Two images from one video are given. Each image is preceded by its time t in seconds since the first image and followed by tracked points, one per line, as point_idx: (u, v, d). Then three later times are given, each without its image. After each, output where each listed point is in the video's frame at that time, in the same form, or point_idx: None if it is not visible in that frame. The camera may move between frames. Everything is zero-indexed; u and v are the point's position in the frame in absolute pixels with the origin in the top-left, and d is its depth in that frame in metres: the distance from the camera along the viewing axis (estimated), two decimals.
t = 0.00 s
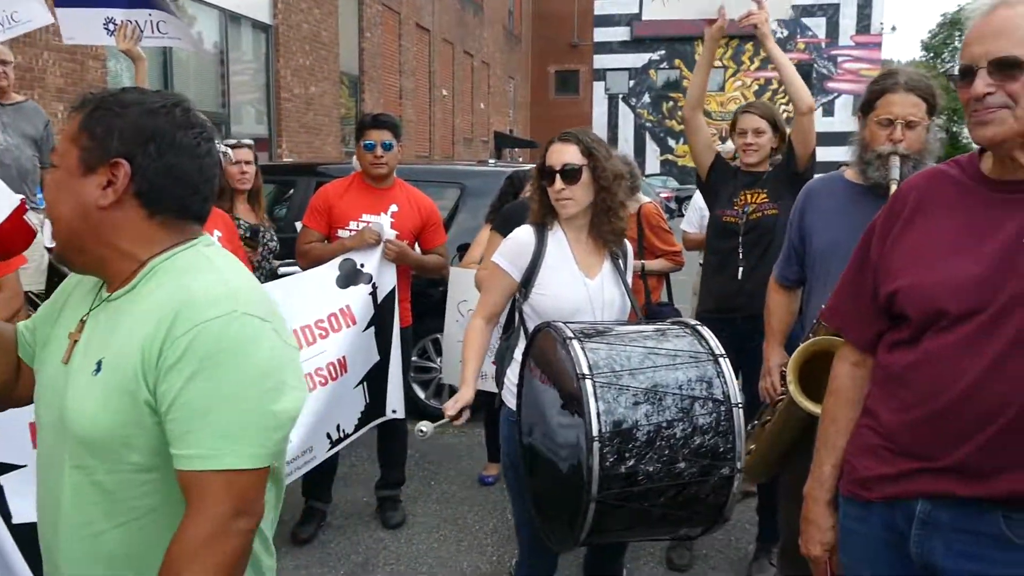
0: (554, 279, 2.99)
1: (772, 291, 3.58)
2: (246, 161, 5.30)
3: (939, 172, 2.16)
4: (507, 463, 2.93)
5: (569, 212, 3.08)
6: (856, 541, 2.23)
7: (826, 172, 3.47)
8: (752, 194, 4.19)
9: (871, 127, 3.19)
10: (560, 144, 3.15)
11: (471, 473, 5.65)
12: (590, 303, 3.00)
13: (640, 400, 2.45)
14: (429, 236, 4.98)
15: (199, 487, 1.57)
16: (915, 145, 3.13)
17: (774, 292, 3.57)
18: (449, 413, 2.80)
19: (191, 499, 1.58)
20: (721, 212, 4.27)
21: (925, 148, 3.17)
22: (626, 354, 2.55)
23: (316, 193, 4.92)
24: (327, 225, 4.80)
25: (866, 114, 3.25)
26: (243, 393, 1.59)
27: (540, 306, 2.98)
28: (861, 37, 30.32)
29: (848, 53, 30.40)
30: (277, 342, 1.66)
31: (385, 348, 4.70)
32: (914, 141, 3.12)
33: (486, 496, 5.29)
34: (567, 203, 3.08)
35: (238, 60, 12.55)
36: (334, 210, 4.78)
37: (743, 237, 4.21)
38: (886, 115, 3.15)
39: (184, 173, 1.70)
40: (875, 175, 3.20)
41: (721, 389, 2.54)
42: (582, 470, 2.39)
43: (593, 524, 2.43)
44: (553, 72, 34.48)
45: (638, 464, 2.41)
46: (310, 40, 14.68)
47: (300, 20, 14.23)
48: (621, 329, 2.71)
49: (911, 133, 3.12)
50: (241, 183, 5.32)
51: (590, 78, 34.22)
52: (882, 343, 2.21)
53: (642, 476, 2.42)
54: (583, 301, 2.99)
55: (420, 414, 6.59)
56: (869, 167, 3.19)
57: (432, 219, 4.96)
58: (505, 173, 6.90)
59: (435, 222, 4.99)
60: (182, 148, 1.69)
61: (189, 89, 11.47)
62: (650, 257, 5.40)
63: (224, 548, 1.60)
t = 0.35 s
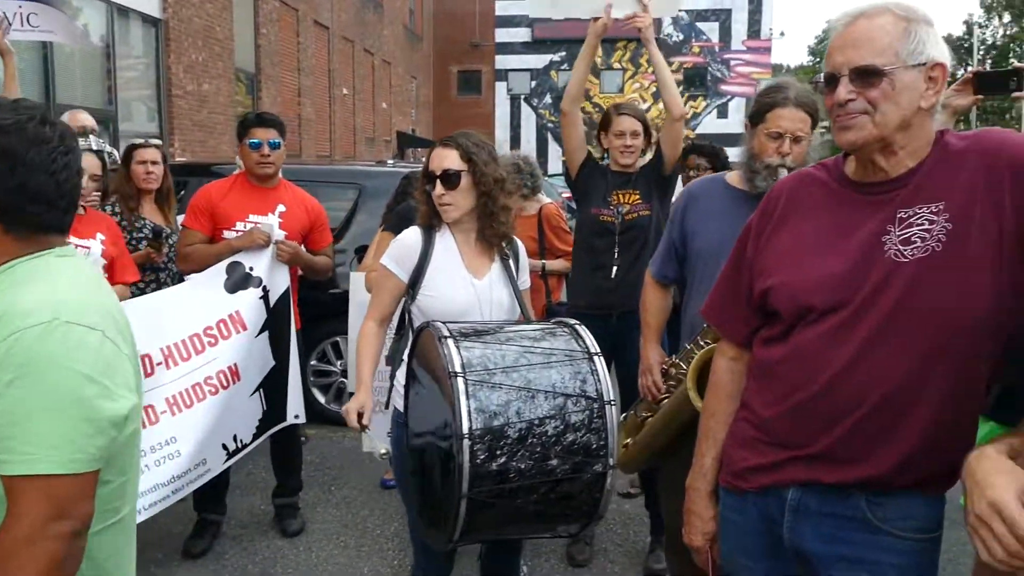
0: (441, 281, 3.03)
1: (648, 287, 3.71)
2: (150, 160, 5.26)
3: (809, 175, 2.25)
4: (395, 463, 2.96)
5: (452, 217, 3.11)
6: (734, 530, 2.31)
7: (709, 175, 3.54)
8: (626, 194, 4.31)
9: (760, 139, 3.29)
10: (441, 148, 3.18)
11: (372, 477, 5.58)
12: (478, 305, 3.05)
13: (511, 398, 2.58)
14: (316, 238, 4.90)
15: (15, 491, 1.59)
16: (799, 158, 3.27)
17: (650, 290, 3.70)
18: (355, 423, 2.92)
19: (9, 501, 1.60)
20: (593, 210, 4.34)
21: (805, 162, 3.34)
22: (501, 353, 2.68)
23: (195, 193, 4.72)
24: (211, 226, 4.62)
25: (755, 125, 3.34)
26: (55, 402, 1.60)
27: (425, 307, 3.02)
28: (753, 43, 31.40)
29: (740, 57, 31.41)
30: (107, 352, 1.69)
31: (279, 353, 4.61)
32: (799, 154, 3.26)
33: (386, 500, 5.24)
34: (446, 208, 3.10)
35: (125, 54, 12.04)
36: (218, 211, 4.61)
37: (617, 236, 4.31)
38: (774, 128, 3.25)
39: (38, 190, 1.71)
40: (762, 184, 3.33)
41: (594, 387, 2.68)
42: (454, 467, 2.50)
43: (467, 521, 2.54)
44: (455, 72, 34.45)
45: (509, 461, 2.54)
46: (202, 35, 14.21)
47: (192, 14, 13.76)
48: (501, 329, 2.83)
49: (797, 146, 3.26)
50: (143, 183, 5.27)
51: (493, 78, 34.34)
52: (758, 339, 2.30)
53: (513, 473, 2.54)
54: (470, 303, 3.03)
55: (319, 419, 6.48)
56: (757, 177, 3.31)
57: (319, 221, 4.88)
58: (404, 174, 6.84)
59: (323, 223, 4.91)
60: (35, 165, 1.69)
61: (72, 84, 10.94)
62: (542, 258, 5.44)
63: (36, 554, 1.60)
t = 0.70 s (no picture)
0: (362, 295, 3.03)
1: (550, 301, 3.78)
2: (70, 175, 5.08)
3: (720, 192, 2.32)
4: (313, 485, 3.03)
5: (370, 232, 3.09)
6: (653, 539, 2.35)
7: (610, 190, 3.63)
8: (551, 210, 4.35)
9: (658, 156, 3.38)
10: (365, 162, 3.17)
11: (297, 496, 5.49)
12: (398, 320, 3.05)
13: (412, 418, 2.67)
14: (229, 253, 4.85)
15: None
16: (695, 175, 3.38)
17: (554, 302, 3.78)
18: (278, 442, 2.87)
19: None
20: (512, 217, 4.35)
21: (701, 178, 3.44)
22: (406, 374, 2.76)
23: (105, 207, 4.52)
24: (122, 245, 4.44)
25: (652, 143, 3.44)
26: None
27: (344, 321, 3.02)
28: (676, 59, 32.08)
29: (664, 73, 32.06)
30: None
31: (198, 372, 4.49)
32: (696, 171, 3.37)
33: (312, 519, 5.15)
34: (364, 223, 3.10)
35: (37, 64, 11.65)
36: (130, 228, 4.45)
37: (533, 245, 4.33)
38: (671, 147, 3.36)
39: None
40: (662, 202, 3.41)
41: (500, 407, 2.77)
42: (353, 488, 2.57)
43: (368, 541, 2.61)
44: (383, 84, 34.27)
45: (409, 482, 2.61)
46: (120, 45, 13.82)
47: (108, 23, 13.39)
48: (411, 349, 2.90)
49: (694, 164, 3.36)
50: (63, 200, 5.10)
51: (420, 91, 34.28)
52: (674, 352, 2.34)
53: (414, 494, 2.62)
54: (390, 317, 3.04)
55: (244, 437, 6.35)
56: (656, 194, 3.40)
57: (232, 236, 4.83)
58: (329, 188, 6.76)
59: (236, 239, 4.87)
60: None
61: None
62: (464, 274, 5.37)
63: None
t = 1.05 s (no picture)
0: (315, 312, 3.17)
1: (513, 318, 3.80)
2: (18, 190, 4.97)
3: (675, 207, 2.35)
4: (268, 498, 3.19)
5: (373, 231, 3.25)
6: (611, 551, 2.36)
7: (557, 207, 3.67)
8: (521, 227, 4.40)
9: (596, 164, 3.47)
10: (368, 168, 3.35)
11: (253, 515, 5.40)
12: (349, 340, 3.21)
13: (354, 448, 2.77)
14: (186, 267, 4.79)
15: None
16: (634, 181, 3.44)
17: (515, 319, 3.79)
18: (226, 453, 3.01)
19: None
20: (478, 229, 4.35)
21: (641, 186, 3.50)
22: (352, 401, 2.85)
23: (55, 224, 4.48)
24: (75, 260, 4.41)
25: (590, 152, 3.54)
26: None
27: (295, 337, 3.17)
28: (633, 74, 32.38)
29: (621, 88, 32.35)
30: None
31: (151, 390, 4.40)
32: (635, 177, 3.44)
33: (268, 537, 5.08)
34: (371, 218, 3.23)
35: None
36: (84, 243, 4.42)
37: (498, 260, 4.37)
38: (608, 153, 3.46)
39: None
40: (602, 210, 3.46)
41: (445, 437, 2.88)
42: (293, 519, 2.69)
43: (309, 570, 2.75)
44: (341, 98, 34.09)
45: (349, 513, 2.72)
46: (69, 57, 13.57)
47: (57, 35, 13.14)
48: (358, 376, 3.00)
49: (631, 169, 3.44)
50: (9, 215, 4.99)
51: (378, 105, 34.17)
52: (630, 365, 2.36)
53: (355, 525, 2.74)
54: (342, 336, 3.20)
55: (198, 456, 6.24)
56: (596, 202, 3.45)
57: (189, 250, 4.77)
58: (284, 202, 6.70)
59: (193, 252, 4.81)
60: None
61: None
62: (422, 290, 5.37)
63: None
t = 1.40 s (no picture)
0: (264, 328, 3.16)
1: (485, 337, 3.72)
2: None
3: (625, 222, 2.38)
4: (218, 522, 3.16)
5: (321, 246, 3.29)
6: (561, 562, 2.37)
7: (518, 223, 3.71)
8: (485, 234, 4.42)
9: (544, 174, 3.53)
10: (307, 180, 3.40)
11: (203, 531, 5.32)
12: (302, 358, 3.19)
13: (308, 467, 2.74)
14: (149, 282, 4.69)
15: None
16: (583, 189, 3.48)
17: (486, 337, 3.73)
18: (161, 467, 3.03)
19: None
20: (442, 240, 4.35)
21: (592, 196, 3.55)
22: (306, 420, 2.83)
23: (13, 235, 4.44)
24: (29, 272, 4.36)
25: (540, 162, 3.60)
26: None
27: (243, 355, 3.15)
28: (588, 86, 32.63)
29: (576, 100, 32.59)
30: None
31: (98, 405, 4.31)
32: (582, 186, 3.48)
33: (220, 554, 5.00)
34: (322, 232, 3.28)
35: None
36: (37, 256, 4.36)
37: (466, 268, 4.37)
38: (556, 163, 3.51)
39: None
40: (551, 218, 3.51)
41: (401, 456, 2.88)
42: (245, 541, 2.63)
43: None
44: (295, 107, 33.82)
45: (303, 534, 2.69)
46: (14, 64, 13.24)
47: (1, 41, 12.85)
48: (312, 394, 2.99)
49: (578, 178, 3.48)
50: None
51: (333, 115, 33.96)
52: (582, 377, 2.38)
53: (308, 546, 2.71)
54: (294, 353, 3.17)
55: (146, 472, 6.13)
56: (546, 212, 3.50)
57: (151, 265, 4.68)
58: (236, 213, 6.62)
59: (155, 267, 4.71)
60: None
61: None
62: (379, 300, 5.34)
63: None
